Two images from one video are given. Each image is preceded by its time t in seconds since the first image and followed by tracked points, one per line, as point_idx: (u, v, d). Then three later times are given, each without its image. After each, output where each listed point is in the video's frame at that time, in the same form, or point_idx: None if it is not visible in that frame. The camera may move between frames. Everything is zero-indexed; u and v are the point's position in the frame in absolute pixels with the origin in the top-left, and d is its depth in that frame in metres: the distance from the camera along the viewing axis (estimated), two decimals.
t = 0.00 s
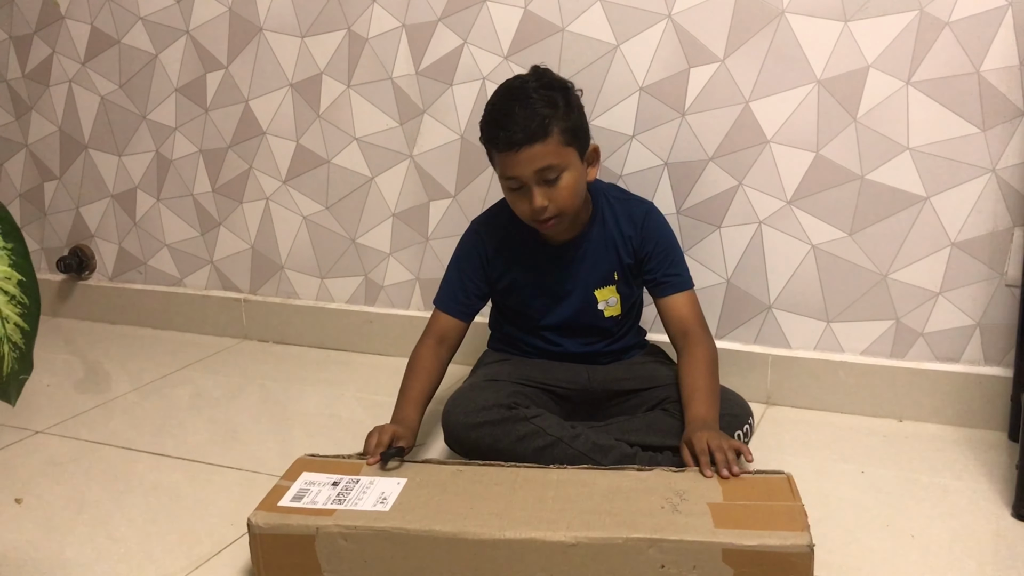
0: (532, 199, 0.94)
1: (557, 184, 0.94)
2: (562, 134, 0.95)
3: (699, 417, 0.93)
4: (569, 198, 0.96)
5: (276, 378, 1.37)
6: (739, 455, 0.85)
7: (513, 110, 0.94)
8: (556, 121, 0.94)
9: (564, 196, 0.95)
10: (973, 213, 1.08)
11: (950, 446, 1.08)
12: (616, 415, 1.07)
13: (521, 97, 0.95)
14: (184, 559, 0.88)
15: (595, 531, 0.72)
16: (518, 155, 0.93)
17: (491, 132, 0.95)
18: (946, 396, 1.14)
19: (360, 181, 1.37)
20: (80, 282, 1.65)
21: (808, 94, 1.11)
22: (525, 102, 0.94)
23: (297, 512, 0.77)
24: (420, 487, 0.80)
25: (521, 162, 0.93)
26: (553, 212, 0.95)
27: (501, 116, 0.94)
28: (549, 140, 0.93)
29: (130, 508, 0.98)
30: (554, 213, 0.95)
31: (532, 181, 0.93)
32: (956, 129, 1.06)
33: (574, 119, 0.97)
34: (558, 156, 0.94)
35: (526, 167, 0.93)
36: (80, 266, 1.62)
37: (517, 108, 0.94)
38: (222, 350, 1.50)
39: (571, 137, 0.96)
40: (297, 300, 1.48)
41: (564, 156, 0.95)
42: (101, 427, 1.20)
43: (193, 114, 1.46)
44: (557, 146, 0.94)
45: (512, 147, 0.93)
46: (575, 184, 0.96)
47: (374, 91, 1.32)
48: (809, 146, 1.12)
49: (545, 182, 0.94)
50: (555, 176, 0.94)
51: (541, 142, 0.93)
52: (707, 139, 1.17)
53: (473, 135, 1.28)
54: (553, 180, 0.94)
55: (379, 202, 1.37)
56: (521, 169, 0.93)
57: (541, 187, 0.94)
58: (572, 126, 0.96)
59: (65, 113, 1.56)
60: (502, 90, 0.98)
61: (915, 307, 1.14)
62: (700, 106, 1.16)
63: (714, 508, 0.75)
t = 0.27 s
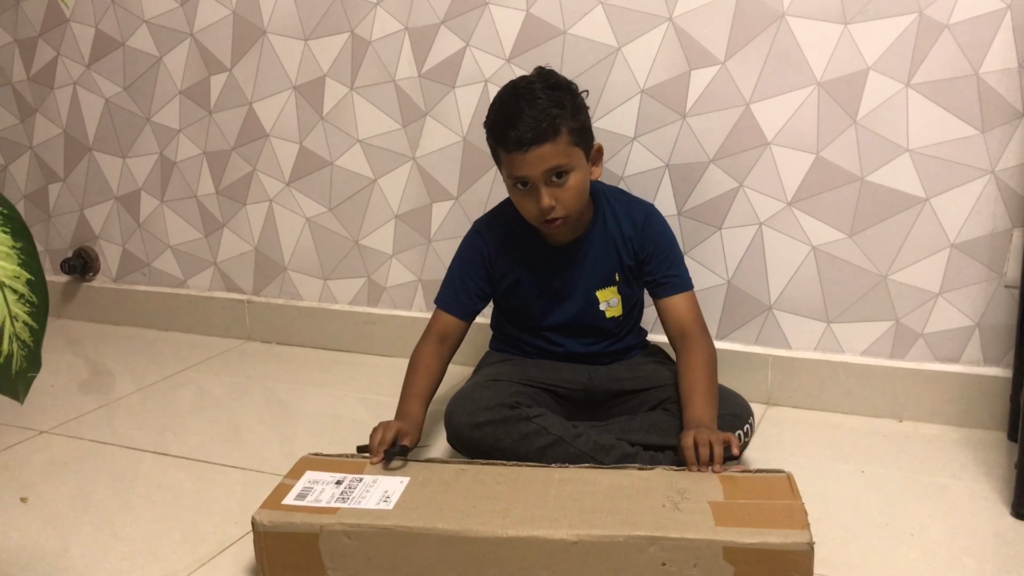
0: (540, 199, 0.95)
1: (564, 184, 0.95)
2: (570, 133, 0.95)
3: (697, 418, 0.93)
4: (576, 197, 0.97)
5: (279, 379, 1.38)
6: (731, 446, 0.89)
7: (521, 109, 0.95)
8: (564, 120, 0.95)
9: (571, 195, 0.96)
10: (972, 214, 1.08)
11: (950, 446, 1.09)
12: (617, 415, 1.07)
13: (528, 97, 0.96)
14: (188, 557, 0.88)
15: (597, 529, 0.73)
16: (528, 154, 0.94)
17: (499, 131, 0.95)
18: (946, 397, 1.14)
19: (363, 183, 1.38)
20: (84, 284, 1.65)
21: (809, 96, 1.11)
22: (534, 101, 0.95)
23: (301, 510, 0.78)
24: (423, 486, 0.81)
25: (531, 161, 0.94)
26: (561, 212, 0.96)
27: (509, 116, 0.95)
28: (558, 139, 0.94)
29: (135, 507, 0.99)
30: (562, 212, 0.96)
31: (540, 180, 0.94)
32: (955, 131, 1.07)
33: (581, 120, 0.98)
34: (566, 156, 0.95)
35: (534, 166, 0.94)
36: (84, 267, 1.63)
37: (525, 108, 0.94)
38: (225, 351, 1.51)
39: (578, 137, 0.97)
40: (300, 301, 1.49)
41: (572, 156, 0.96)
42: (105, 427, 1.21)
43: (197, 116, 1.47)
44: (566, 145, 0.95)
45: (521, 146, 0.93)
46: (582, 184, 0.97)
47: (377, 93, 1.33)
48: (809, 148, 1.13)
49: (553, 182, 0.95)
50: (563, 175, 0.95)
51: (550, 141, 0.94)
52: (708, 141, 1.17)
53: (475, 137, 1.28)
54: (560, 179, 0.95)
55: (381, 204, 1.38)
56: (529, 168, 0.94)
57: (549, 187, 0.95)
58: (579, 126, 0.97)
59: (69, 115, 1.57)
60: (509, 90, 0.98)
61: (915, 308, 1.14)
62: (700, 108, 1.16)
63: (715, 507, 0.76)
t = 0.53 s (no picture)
0: (537, 198, 0.95)
1: (562, 184, 0.96)
2: (569, 134, 0.96)
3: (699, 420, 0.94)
4: (573, 197, 0.97)
5: (280, 380, 1.38)
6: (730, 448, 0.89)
7: (521, 109, 0.95)
8: (563, 120, 0.95)
9: (569, 195, 0.96)
10: (971, 216, 1.09)
11: (949, 447, 1.09)
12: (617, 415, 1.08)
13: (528, 97, 0.96)
14: (189, 557, 0.89)
15: (596, 529, 0.73)
16: (525, 153, 0.94)
17: (499, 130, 0.96)
18: (945, 397, 1.14)
19: (364, 184, 1.38)
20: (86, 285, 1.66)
21: (808, 97, 1.12)
22: (534, 102, 0.96)
23: (301, 510, 0.78)
24: (422, 486, 0.81)
25: (528, 160, 0.94)
26: (557, 212, 0.96)
27: (509, 116, 0.96)
28: (556, 139, 0.94)
29: (136, 508, 0.99)
30: (559, 212, 0.96)
31: (537, 180, 0.95)
32: (954, 133, 1.07)
33: (582, 121, 0.98)
34: (564, 156, 0.95)
35: (531, 166, 0.94)
36: (86, 268, 1.64)
37: (525, 108, 0.95)
38: (226, 352, 1.52)
39: (578, 138, 0.97)
40: (301, 302, 1.49)
41: (570, 156, 0.96)
42: (107, 428, 1.22)
43: (198, 118, 1.47)
44: (564, 145, 0.95)
45: (519, 146, 0.94)
46: (580, 184, 0.97)
47: (377, 95, 1.33)
48: (808, 149, 1.13)
49: (550, 182, 0.95)
50: (560, 176, 0.95)
51: (548, 141, 0.94)
52: (707, 142, 1.18)
53: (476, 139, 1.29)
54: (558, 180, 0.95)
55: (382, 205, 1.38)
56: (526, 167, 0.95)
57: (546, 187, 0.95)
58: (579, 127, 0.98)
59: (70, 116, 1.58)
60: (511, 91, 0.99)
61: (914, 309, 1.14)
62: (700, 110, 1.17)
63: (713, 507, 0.76)
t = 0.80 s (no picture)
0: (542, 196, 0.95)
1: (569, 183, 0.95)
2: (578, 134, 0.95)
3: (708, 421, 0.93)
4: (580, 197, 0.97)
5: (280, 380, 1.38)
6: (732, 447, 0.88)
7: (530, 106, 0.95)
8: (573, 120, 0.95)
9: (575, 195, 0.96)
10: (974, 216, 1.08)
11: (952, 449, 1.09)
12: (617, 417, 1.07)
13: (538, 94, 0.96)
14: (189, 558, 0.88)
15: (597, 530, 0.73)
16: (533, 150, 0.94)
17: (507, 125, 0.96)
18: (948, 398, 1.14)
19: (365, 184, 1.38)
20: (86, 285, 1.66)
21: (810, 97, 1.11)
22: (544, 99, 0.95)
23: (300, 511, 0.78)
24: (423, 487, 0.81)
25: (536, 158, 0.94)
26: (562, 211, 0.96)
27: (518, 111, 0.95)
28: (566, 138, 0.94)
29: (136, 508, 0.99)
30: (564, 211, 0.96)
31: (544, 178, 0.94)
32: (957, 132, 1.06)
33: (591, 121, 0.98)
34: (572, 155, 0.95)
35: (539, 164, 0.94)
36: (86, 268, 1.64)
37: (535, 104, 0.94)
38: (227, 352, 1.51)
39: (587, 138, 0.97)
40: (301, 302, 1.49)
41: (578, 156, 0.96)
42: (107, 428, 1.21)
43: (199, 117, 1.47)
44: (573, 145, 0.95)
45: (527, 142, 0.94)
46: (587, 184, 0.97)
47: (378, 95, 1.33)
48: (810, 149, 1.13)
49: (557, 180, 0.95)
50: (567, 175, 0.95)
51: (557, 139, 0.94)
52: (709, 142, 1.17)
53: (477, 139, 1.28)
54: (566, 179, 0.95)
55: (383, 205, 1.38)
56: (533, 165, 0.94)
57: (552, 185, 0.95)
58: (587, 127, 0.97)
59: (71, 116, 1.57)
60: (520, 86, 0.98)
61: (917, 310, 1.14)
62: (702, 110, 1.16)
63: (715, 508, 0.76)
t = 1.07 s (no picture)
0: (551, 201, 0.95)
1: (579, 189, 0.95)
2: (590, 140, 0.95)
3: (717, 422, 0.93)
4: (589, 204, 0.96)
5: (283, 381, 1.37)
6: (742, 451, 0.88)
7: (543, 109, 0.95)
8: (585, 126, 0.95)
9: (584, 201, 0.96)
10: (979, 217, 1.08)
11: (957, 450, 1.08)
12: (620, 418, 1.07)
13: (551, 98, 0.95)
14: (191, 558, 0.88)
15: (600, 532, 0.72)
16: (545, 155, 0.93)
17: (519, 128, 0.95)
18: (953, 400, 1.13)
19: (367, 184, 1.38)
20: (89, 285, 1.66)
21: (814, 97, 1.11)
22: (557, 103, 0.95)
23: (303, 513, 0.77)
24: (426, 488, 0.81)
25: (547, 163, 0.93)
26: (570, 216, 0.96)
27: (530, 114, 0.95)
28: (578, 145, 0.94)
29: (138, 509, 0.99)
30: (572, 217, 0.96)
31: (555, 183, 0.94)
32: (962, 133, 1.06)
33: (602, 127, 0.98)
34: (583, 162, 0.94)
35: (550, 169, 0.94)
36: (89, 269, 1.64)
37: (547, 108, 0.94)
38: (229, 352, 1.51)
39: (598, 145, 0.97)
40: (304, 303, 1.49)
41: (589, 162, 0.95)
42: (109, 428, 1.21)
43: (201, 118, 1.47)
44: (585, 152, 0.95)
45: (539, 146, 0.93)
46: (597, 191, 0.97)
47: (381, 95, 1.33)
48: (814, 149, 1.13)
49: (567, 186, 0.95)
50: (578, 181, 0.95)
51: (569, 145, 0.93)
52: (713, 142, 1.17)
53: (480, 140, 1.28)
54: (576, 185, 0.95)
55: (386, 206, 1.38)
56: (544, 170, 0.94)
57: (562, 190, 0.95)
58: (599, 133, 0.97)
59: (74, 117, 1.57)
60: (533, 89, 0.98)
61: (921, 311, 1.14)
62: (705, 110, 1.16)
63: (719, 510, 0.75)
